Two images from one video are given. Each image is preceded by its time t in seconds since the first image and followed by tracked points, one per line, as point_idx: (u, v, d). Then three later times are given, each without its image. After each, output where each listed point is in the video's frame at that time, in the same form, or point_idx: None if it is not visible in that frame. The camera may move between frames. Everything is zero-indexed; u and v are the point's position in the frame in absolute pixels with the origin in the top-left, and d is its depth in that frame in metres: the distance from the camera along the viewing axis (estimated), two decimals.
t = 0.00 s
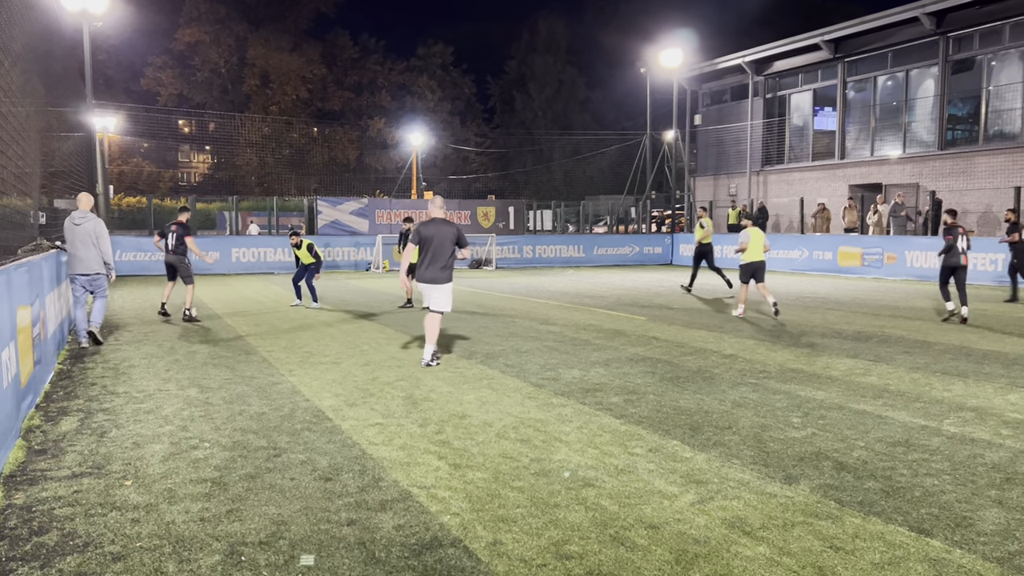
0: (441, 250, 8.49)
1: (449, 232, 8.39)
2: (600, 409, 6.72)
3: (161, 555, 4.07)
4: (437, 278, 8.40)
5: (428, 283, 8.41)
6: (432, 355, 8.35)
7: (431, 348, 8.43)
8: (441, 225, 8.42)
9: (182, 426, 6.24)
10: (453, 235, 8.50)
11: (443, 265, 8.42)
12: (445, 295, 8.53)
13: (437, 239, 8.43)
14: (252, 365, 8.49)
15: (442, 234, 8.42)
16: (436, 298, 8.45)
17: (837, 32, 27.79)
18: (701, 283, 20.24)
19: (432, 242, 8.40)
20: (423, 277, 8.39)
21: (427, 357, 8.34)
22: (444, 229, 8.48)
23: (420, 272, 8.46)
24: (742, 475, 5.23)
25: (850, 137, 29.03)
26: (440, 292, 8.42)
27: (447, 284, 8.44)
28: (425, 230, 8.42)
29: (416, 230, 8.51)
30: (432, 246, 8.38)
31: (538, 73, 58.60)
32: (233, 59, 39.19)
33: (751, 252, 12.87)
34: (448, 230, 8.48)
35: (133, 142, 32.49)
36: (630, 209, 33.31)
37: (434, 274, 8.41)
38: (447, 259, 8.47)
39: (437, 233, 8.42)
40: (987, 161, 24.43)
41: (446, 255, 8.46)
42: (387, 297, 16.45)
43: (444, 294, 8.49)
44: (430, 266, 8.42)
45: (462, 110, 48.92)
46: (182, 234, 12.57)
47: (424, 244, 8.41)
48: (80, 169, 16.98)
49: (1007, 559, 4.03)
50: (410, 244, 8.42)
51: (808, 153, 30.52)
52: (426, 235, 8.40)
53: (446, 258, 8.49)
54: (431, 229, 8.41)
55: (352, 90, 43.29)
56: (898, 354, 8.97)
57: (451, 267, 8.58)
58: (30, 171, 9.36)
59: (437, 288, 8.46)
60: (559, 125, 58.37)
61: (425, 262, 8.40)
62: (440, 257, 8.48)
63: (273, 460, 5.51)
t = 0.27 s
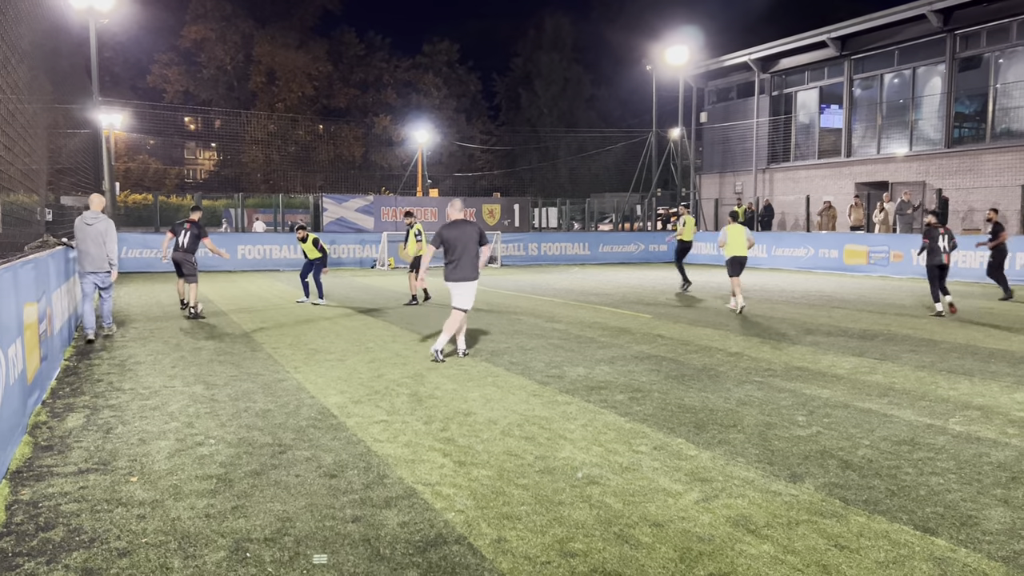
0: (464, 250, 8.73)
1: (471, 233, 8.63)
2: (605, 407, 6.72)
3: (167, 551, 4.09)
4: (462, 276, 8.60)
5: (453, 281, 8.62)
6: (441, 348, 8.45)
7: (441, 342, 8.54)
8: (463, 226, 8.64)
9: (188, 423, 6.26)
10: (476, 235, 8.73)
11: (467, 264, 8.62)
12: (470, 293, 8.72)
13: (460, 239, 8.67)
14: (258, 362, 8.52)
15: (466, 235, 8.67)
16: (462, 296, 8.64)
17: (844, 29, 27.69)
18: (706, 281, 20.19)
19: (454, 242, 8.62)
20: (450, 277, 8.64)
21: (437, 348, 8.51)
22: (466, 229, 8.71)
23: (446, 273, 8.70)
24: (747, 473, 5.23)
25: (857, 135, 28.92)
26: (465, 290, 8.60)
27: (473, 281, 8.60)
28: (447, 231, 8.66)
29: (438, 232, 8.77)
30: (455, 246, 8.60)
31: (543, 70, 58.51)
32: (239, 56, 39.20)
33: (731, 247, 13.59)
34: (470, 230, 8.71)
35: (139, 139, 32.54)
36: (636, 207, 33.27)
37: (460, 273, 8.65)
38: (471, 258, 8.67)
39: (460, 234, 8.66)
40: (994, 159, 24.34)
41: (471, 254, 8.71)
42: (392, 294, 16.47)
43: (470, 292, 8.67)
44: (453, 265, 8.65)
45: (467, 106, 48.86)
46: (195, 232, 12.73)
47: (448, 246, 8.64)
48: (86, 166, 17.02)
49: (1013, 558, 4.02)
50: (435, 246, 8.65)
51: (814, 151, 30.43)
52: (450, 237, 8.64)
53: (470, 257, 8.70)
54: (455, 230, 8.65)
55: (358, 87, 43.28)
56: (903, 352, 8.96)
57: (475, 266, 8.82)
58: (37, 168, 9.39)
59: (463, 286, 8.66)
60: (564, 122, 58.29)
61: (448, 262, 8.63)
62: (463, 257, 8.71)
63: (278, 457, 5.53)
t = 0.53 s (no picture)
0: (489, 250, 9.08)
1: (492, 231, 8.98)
2: (607, 405, 6.72)
3: (170, 548, 4.10)
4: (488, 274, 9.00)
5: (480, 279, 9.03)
6: (504, 338, 9.02)
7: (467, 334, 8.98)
8: (484, 227, 9.04)
9: (191, 420, 6.28)
10: (500, 233, 9.09)
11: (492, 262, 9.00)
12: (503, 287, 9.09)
13: (484, 240, 9.08)
14: (261, 359, 8.53)
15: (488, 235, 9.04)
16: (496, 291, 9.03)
17: (847, 27, 27.62)
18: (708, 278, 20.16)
19: (478, 243, 9.05)
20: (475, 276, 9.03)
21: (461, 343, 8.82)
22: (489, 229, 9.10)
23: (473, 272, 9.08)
24: (749, 471, 5.23)
25: (860, 132, 28.84)
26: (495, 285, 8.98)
27: (501, 278, 8.95)
28: (471, 233, 9.10)
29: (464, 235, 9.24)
30: (479, 247, 9.03)
31: (546, 67, 58.43)
32: (242, 54, 39.23)
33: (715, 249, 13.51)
34: (492, 231, 9.06)
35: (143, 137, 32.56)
36: (639, 204, 33.25)
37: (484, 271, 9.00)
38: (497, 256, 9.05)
39: (482, 235, 9.05)
40: (998, 157, 24.28)
41: (494, 252, 9.01)
42: (395, 292, 16.48)
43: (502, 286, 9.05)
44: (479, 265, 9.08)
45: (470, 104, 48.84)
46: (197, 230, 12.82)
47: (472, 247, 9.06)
48: (90, 164, 17.04)
49: (1015, 557, 4.01)
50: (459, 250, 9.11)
51: (817, 149, 30.37)
52: (472, 239, 9.07)
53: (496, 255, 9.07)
54: (476, 232, 9.07)
55: (361, 85, 43.29)
56: (906, 351, 8.94)
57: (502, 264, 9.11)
58: (41, 166, 9.41)
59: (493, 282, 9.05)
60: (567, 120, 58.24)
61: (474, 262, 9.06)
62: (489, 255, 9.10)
63: (281, 454, 5.54)
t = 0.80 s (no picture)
0: (525, 244, 9.33)
1: (531, 228, 9.27)
2: (609, 403, 6.72)
3: (171, 546, 4.10)
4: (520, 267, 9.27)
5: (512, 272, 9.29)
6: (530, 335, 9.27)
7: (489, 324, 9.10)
8: (524, 221, 9.28)
9: (192, 418, 6.28)
10: (536, 229, 9.33)
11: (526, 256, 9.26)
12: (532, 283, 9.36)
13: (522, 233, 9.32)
14: (262, 357, 8.54)
15: (526, 231, 9.29)
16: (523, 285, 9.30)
17: (849, 25, 27.61)
18: (709, 277, 20.14)
19: (516, 236, 9.29)
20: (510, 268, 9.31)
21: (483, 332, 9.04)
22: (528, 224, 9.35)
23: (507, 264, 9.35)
24: (750, 470, 5.22)
25: (862, 131, 28.82)
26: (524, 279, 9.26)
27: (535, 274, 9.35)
28: (510, 224, 9.34)
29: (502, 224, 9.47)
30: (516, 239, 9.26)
31: (548, 66, 58.39)
32: (244, 52, 39.27)
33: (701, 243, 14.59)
34: (529, 227, 9.29)
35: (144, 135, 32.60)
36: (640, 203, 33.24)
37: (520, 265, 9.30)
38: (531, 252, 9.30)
39: (521, 230, 9.28)
40: (1000, 156, 24.24)
41: (530, 248, 9.30)
42: (396, 290, 16.47)
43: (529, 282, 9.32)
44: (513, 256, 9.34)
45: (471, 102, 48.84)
46: (196, 225, 12.77)
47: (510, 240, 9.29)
48: (92, 162, 17.07)
49: (1017, 556, 4.00)
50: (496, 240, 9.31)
51: (819, 147, 30.35)
52: (511, 232, 9.28)
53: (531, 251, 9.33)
54: (516, 226, 9.27)
55: (362, 83, 43.31)
56: (908, 349, 8.93)
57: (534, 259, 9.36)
58: (42, 163, 9.41)
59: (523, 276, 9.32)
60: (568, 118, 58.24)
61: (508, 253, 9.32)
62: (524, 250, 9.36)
63: (282, 452, 5.54)
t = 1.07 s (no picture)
0: (550, 238, 9.98)
1: (555, 223, 9.93)
2: (609, 402, 6.71)
3: (170, 544, 4.10)
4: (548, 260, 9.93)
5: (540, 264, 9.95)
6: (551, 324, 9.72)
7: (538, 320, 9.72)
8: (547, 215, 9.93)
9: (192, 416, 6.28)
10: (558, 223, 10.02)
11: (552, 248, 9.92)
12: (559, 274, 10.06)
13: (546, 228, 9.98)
14: (263, 355, 8.54)
15: (551, 224, 9.95)
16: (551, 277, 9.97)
17: (851, 24, 27.57)
18: (710, 276, 20.13)
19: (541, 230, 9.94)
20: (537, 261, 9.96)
21: (541, 329, 9.64)
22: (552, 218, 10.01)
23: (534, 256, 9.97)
24: (751, 469, 5.22)
25: (863, 130, 28.79)
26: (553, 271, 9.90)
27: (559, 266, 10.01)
28: (534, 220, 10.00)
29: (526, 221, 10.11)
30: (541, 234, 9.92)
31: (549, 64, 58.36)
32: (245, 50, 39.27)
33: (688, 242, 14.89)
34: (553, 221, 9.97)
35: (145, 133, 32.64)
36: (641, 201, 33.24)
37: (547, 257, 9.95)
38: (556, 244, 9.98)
39: (546, 224, 9.94)
40: (1002, 154, 24.19)
41: (554, 241, 9.97)
42: (397, 288, 16.48)
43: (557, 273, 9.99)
44: (539, 251, 10.00)
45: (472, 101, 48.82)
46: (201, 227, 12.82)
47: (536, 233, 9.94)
48: (93, 160, 17.07)
49: (1018, 556, 3.99)
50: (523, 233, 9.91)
51: (820, 146, 30.32)
52: (538, 226, 9.94)
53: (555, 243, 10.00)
54: (542, 220, 9.93)
55: (363, 81, 43.32)
56: (909, 348, 8.92)
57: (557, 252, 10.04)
58: (44, 160, 9.43)
59: (551, 268, 9.98)
60: (570, 117, 58.25)
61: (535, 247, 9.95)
62: (549, 243, 10.03)
63: (282, 451, 5.54)
